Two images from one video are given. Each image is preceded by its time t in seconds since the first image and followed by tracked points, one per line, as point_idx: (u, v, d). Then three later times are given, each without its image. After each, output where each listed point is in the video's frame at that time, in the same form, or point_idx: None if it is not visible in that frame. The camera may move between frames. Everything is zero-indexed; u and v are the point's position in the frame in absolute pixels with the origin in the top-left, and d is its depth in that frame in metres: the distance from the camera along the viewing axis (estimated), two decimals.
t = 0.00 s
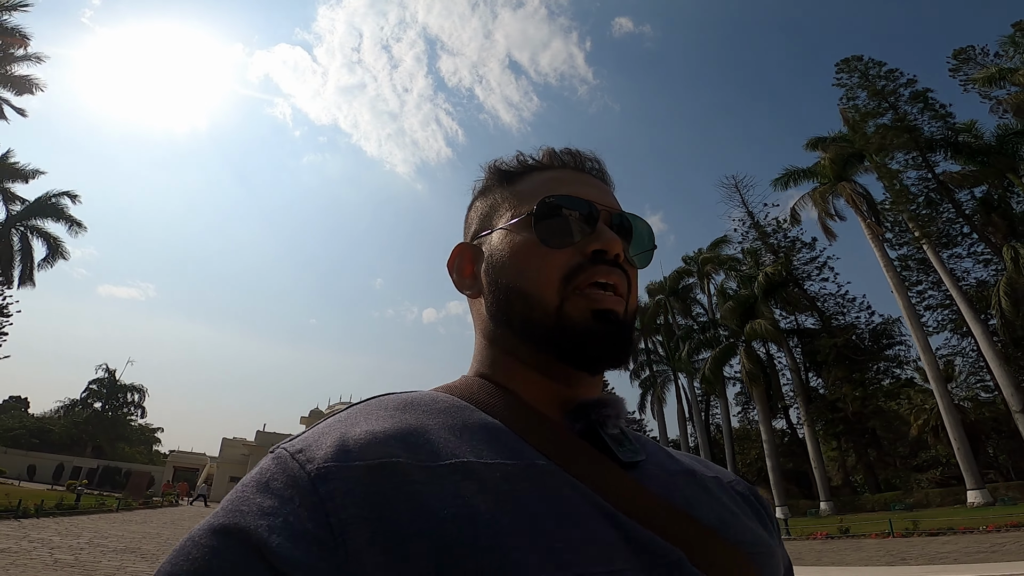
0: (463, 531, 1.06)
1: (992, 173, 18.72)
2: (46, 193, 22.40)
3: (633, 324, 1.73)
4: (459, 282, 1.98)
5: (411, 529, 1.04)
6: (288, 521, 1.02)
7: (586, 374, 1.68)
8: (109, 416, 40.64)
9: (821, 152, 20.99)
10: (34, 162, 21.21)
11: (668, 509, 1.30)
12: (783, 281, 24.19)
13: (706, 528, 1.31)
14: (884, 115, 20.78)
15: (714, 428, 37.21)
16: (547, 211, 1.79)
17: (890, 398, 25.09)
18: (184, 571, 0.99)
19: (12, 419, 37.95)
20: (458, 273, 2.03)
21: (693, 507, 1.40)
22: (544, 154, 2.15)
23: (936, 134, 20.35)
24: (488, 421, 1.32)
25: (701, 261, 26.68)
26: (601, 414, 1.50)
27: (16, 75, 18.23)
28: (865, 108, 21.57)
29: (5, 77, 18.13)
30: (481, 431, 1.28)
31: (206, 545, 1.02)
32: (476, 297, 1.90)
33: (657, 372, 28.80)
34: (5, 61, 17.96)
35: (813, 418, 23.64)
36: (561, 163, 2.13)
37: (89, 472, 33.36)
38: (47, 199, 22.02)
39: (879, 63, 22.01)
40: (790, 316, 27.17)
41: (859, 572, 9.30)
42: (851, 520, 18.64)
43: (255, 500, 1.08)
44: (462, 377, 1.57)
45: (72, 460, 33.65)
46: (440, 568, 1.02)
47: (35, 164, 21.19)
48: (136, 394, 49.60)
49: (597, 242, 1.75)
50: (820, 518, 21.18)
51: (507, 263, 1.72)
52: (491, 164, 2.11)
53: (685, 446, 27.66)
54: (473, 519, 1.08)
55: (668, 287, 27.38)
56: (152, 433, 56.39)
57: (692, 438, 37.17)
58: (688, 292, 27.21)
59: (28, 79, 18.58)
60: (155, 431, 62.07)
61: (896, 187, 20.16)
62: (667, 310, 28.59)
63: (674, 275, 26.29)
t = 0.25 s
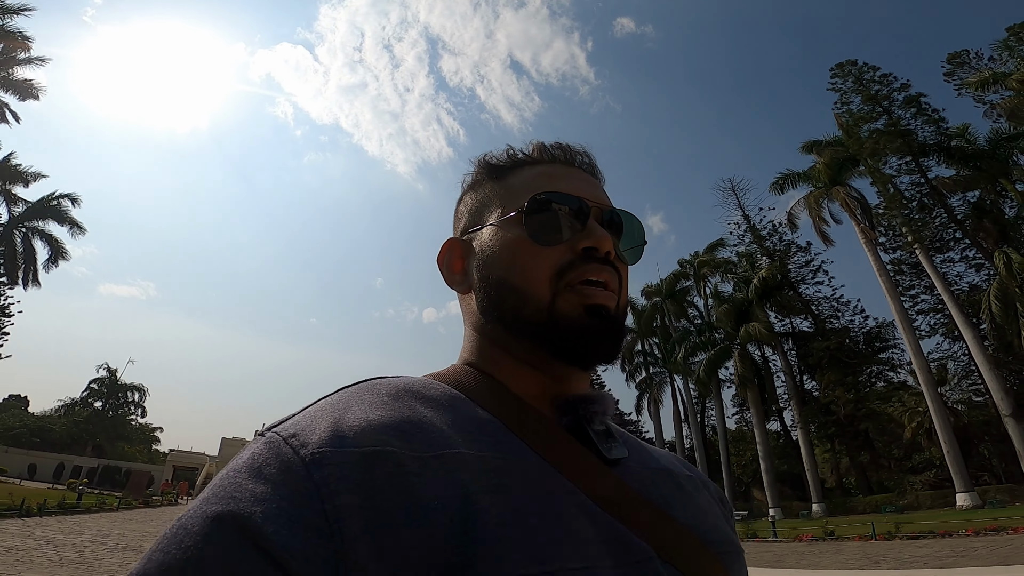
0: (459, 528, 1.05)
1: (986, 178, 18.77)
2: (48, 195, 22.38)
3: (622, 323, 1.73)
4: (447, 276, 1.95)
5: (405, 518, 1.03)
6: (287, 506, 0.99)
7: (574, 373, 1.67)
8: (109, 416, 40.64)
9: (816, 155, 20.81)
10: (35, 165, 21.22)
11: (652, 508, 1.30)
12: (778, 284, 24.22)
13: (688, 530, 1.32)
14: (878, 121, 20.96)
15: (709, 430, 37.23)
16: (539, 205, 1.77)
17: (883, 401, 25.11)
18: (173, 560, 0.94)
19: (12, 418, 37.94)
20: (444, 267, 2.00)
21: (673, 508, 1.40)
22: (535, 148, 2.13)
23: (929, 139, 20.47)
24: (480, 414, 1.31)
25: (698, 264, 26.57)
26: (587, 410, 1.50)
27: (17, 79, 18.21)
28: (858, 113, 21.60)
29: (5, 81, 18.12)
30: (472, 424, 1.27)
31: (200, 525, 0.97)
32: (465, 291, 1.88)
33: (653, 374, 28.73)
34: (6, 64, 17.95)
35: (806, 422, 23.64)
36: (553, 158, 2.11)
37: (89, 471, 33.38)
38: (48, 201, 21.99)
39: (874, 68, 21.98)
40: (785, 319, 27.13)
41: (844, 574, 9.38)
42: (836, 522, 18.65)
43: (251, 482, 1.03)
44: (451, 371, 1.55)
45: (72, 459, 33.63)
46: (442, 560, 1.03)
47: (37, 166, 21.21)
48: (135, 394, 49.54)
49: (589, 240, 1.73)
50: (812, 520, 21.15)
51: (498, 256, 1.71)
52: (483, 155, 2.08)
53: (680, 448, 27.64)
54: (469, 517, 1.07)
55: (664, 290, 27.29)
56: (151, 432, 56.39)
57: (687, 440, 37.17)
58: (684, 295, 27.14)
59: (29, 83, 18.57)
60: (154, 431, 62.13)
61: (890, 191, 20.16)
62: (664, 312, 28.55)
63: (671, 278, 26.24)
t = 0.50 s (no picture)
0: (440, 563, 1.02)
1: (978, 182, 18.86)
2: (50, 197, 22.34)
3: (649, 344, 1.70)
4: (470, 289, 1.96)
5: (383, 552, 1.01)
6: (262, 536, 1.00)
7: (597, 395, 1.64)
8: (109, 416, 40.63)
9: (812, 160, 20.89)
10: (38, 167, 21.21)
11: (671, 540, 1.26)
12: (774, 287, 24.17)
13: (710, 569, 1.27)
14: (873, 125, 20.97)
15: (706, 431, 37.25)
16: (566, 223, 1.76)
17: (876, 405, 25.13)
18: None
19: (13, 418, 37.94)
20: (467, 280, 2.02)
21: (697, 538, 1.35)
22: (566, 159, 2.12)
23: (923, 144, 20.47)
24: (486, 438, 1.28)
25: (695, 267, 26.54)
26: (604, 435, 1.47)
27: (20, 83, 18.21)
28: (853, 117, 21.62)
29: (8, 84, 18.10)
30: (476, 451, 1.24)
31: (178, 555, 1.00)
32: (486, 306, 1.88)
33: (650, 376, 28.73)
34: (9, 67, 17.95)
35: (800, 424, 23.65)
36: (583, 171, 2.10)
37: (89, 471, 33.38)
38: (50, 203, 21.95)
39: (869, 72, 22.03)
40: (780, 322, 26.97)
41: None
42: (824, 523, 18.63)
43: (229, 512, 1.05)
44: (465, 389, 1.55)
45: (72, 459, 33.62)
46: None
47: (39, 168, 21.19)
48: (135, 394, 49.55)
49: (617, 260, 1.71)
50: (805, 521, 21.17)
51: (521, 274, 1.70)
52: (509, 167, 2.08)
53: (677, 449, 27.66)
54: (448, 553, 1.03)
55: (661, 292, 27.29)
56: (151, 432, 56.43)
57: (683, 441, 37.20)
58: (681, 297, 27.14)
59: (32, 86, 18.56)
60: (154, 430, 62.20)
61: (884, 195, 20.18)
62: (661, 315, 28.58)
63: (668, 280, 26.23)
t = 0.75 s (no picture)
0: (499, 526, 1.05)
1: (969, 186, 19.09)
2: (49, 198, 22.27)
3: (699, 313, 1.71)
4: (516, 272, 2.01)
5: (448, 509, 1.07)
6: (327, 498, 1.07)
7: (648, 365, 1.67)
8: (107, 416, 40.53)
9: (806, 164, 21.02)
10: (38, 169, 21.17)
11: (726, 505, 1.28)
12: (768, 290, 24.14)
13: (765, 530, 1.28)
14: (865, 129, 20.99)
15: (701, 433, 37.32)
16: (609, 195, 1.79)
17: (868, 407, 25.26)
18: (227, 546, 1.05)
19: (9, 418, 37.75)
20: (514, 264, 2.07)
21: (757, 510, 1.39)
22: (603, 143, 2.16)
23: (915, 149, 20.51)
24: (541, 410, 1.34)
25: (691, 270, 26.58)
26: (660, 406, 1.50)
27: (22, 85, 18.17)
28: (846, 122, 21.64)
29: (9, 87, 18.06)
30: (533, 422, 1.29)
31: (248, 517, 1.07)
32: (533, 284, 1.92)
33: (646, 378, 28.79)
34: (11, 69, 17.92)
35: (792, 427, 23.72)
36: (621, 151, 2.13)
37: (87, 471, 33.30)
38: (49, 205, 21.87)
39: (862, 78, 22.15)
40: (773, 325, 26.75)
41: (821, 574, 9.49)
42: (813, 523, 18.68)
43: (297, 476, 1.13)
44: (520, 364, 1.59)
45: (69, 459, 33.50)
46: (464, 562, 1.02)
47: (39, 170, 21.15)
48: (132, 394, 49.41)
49: (662, 227, 1.73)
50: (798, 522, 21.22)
51: (566, 251, 1.75)
52: (548, 150, 2.13)
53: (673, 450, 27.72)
54: (508, 516, 1.07)
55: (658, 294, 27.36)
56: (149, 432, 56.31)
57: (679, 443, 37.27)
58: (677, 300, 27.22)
59: (32, 88, 18.52)
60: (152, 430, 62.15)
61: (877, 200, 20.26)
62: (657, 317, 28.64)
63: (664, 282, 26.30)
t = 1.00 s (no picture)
0: (528, 523, 1.05)
1: (959, 191, 19.12)
2: (46, 199, 22.14)
3: (709, 300, 1.70)
4: (519, 269, 2.02)
5: (474, 513, 1.06)
6: (352, 509, 1.08)
7: (664, 357, 1.67)
8: (104, 417, 40.42)
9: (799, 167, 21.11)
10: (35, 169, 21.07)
11: (755, 492, 1.28)
12: (762, 292, 24.15)
13: (797, 513, 1.29)
14: (858, 132, 20.89)
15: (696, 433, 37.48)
16: (606, 185, 1.78)
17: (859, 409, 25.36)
18: (251, 556, 1.06)
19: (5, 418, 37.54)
20: (518, 260, 2.07)
21: (790, 494, 1.40)
22: (595, 126, 2.14)
23: (907, 152, 20.42)
24: (559, 405, 1.34)
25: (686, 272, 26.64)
26: (684, 394, 1.51)
27: (20, 87, 18.08)
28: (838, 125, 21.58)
29: (8, 89, 17.96)
30: (548, 418, 1.29)
31: (276, 528, 1.09)
32: (538, 280, 1.92)
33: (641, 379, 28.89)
34: (11, 72, 17.83)
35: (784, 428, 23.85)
36: (617, 137, 2.11)
37: (84, 471, 33.22)
38: (46, 206, 21.75)
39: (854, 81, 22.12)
40: (766, 327, 26.55)
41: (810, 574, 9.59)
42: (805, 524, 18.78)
43: (320, 487, 1.14)
44: (531, 363, 1.60)
45: (66, 459, 33.38)
46: (493, 563, 1.02)
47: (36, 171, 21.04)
48: (128, 394, 49.26)
49: (662, 217, 1.71)
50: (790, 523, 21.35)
51: (568, 247, 1.75)
52: (542, 142, 2.12)
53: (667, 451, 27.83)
54: (538, 515, 1.07)
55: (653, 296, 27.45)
56: (146, 432, 56.22)
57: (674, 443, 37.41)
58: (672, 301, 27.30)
59: (30, 90, 18.44)
60: (149, 431, 62.04)
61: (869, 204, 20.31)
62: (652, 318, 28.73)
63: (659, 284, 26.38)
